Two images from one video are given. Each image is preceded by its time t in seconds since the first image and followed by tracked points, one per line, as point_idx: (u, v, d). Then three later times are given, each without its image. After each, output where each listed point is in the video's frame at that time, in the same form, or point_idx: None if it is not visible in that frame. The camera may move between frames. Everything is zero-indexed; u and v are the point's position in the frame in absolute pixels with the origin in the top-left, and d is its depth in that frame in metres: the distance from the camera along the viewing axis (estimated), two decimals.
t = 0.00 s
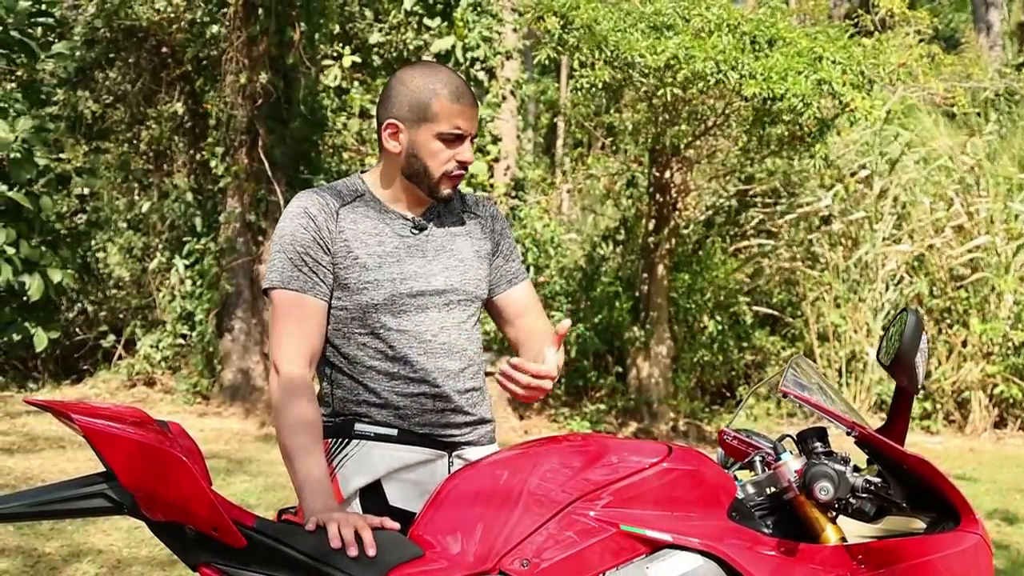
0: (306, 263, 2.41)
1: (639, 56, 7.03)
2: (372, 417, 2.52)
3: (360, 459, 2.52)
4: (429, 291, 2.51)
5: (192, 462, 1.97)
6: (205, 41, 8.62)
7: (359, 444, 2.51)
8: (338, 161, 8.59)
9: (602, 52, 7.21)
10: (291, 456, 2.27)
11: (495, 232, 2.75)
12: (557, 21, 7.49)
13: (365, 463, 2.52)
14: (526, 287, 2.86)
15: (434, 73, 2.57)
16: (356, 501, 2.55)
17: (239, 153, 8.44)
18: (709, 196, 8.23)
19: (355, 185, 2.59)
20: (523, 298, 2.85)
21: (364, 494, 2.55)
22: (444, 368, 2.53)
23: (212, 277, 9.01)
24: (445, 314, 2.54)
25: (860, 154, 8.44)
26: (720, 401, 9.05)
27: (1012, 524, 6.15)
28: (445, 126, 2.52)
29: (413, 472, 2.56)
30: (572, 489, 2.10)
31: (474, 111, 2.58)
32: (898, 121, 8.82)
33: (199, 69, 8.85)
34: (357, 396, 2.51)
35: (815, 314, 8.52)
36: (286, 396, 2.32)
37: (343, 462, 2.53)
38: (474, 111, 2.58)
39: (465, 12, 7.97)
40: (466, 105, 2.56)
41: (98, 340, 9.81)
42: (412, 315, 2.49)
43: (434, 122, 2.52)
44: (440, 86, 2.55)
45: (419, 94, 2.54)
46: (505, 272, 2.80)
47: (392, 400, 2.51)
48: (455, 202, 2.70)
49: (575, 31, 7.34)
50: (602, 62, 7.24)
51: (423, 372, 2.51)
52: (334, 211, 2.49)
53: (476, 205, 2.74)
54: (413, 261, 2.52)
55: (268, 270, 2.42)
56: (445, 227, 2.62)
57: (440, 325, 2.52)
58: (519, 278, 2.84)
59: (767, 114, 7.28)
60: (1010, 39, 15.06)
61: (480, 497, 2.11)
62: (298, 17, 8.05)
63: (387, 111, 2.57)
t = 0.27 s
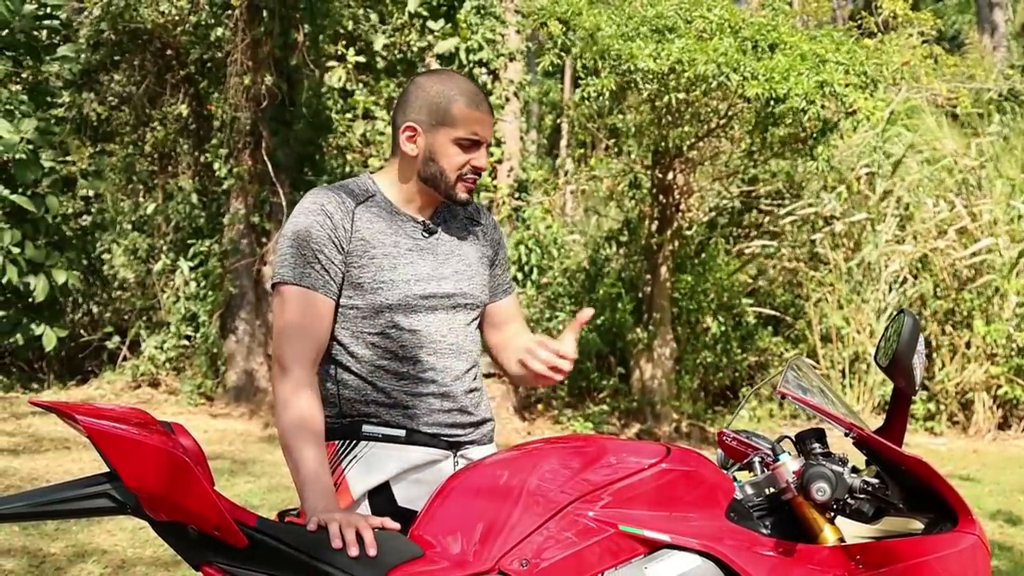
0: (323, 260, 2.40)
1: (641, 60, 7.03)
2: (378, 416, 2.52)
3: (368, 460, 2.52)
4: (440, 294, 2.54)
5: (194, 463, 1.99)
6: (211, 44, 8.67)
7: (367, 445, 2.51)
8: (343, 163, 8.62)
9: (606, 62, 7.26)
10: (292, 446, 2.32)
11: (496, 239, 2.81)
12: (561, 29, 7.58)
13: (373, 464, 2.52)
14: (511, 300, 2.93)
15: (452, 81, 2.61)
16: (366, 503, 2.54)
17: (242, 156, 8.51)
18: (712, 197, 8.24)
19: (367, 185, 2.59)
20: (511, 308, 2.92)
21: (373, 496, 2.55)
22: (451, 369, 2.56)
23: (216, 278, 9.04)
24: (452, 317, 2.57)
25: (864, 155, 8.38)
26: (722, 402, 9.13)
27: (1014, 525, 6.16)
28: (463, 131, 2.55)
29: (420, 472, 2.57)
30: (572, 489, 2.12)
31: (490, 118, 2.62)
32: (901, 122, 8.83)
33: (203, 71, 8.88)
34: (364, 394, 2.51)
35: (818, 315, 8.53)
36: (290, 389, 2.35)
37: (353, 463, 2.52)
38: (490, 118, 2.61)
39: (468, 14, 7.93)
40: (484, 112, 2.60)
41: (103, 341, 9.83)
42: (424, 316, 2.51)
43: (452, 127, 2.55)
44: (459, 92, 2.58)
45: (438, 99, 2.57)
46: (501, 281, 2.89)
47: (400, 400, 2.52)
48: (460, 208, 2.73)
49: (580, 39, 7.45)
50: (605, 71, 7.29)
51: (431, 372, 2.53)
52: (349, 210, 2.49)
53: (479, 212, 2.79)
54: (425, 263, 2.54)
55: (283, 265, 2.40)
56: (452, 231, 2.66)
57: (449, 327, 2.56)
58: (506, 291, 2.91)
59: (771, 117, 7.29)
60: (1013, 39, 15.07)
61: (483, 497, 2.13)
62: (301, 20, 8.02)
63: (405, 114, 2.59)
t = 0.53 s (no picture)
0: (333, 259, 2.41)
1: (638, 62, 7.06)
2: (377, 416, 2.54)
3: (366, 459, 2.53)
4: (445, 299, 2.56)
5: (192, 462, 2.00)
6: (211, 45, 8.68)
7: (365, 444, 2.53)
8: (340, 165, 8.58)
9: (602, 60, 7.26)
10: (293, 442, 2.30)
11: (501, 249, 2.83)
12: (557, 30, 7.56)
13: (370, 463, 2.53)
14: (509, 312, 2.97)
15: (467, 86, 2.61)
16: (362, 502, 2.55)
17: (241, 156, 8.53)
18: (711, 198, 8.26)
19: (379, 187, 2.60)
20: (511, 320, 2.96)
21: (370, 495, 2.56)
22: (451, 373, 2.57)
23: (216, 278, 9.04)
24: (454, 321, 2.59)
25: (863, 155, 8.36)
26: (722, 404, 8.98)
27: (1013, 525, 6.17)
28: (474, 136, 2.54)
29: (416, 472, 2.58)
30: (566, 489, 2.14)
31: (502, 124, 2.60)
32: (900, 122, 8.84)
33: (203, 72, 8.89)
34: (364, 392, 2.52)
35: (817, 316, 8.53)
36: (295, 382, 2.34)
37: (351, 460, 2.53)
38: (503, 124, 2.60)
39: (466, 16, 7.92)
40: (496, 118, 2.59)
41: (103, 341, 9.83)
42: (428, 320, 2.53)
43: (464, 131, 2.55)
44: (473, 97, 2.58)
45: (452, 103, 2.57)
46: (502, 291, 2.92)
47: (400, 401, 2.53)
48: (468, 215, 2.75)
49: (574, 41, 7.41)
50: (602, 72, 7.31)
51: (431, 376, 2.54)
52: (361, 211, 2.51)
53: (487, 220, 2.80)
54: (432, 267, 2.56)
55: (292, 260, 2.41)
56: (459, 238, 2.67)
57: (451, 332, 2.57)
58: (502, 303, 2.94)
59: (770, 113, 7.36)
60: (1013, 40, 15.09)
61: (478, 497, 2.15)
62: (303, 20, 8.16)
63: (418, 116, 2.59)
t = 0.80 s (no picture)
0: (320, 252, 2.44)
1: (631, 57, 7.05)
2: (365, 412, 2.55)
3: (354, 459, 2.53)
4: (433, 296, 2.58)
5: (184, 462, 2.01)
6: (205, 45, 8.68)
7: (353, 444, 2.53)
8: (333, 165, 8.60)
9: (592, 58, 7.25)
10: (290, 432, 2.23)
11: (498, 252, 2.84)
12: (549, 27, 7.56)
13: (359, 463, 2.53)
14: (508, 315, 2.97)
15: (463, 91, 2.62)
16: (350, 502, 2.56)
17: (235, 158, 8.56)
18: (704, 198, 8.28)
19: (373, 187, 2.64)
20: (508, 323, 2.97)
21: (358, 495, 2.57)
22: (439, 370, 2.57)
23: (209, 279, 9.04)
24: (444, 318, 2.60)
25: (854, 156, 8.40)
26: (714, 403, 9.05)
27: (1004, 525, 6.20)
28: (462, 140, 2.55)
29: (405, 471, 2.58)
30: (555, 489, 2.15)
31: (494, 130, 2.60)
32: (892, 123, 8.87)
33: (197, 72, 8.88)
34: (352, 386, 2.53)
35: (809, 316, 8.55)
36: (289, 368, 2.29)
37: (338, 461, 2.54)
38: (495, 130, 2.60)
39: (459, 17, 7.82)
40: (487, 123, 2.59)
41: (96, 342, 9.82)
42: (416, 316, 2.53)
43: (454, 134, 2.56)
44: (468, 103, 2.58)
45: (446, 107, 2.58)
46: (501, 294, 2.92)
47: (387, 397, 2.54)
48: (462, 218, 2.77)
49: (567, 39, 7.42)
50: (594, 68, 7.27)
51: (419, 371, 2.54)
52: (351, 207, 2.54)
53: (482, 223, 2.83)
54: (421, 264, 2.58)
55: (281, 252, 2.43)
56: (452, 237, 2.69)
57: (440, 328, 2.58)
58: (504, 302, 2.94)
59: (763, 112, 7.34)
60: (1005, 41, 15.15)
61: (468, 496, 2.16)
62: (297, 20, 8.20)
63: (414, 118, 2.62)
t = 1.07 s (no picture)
0: (310, 249, 2.46)
1: (625, 55, 7.05)
2: (358, 409, 2.54)
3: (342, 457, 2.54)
4: (423, 291, 2.58)
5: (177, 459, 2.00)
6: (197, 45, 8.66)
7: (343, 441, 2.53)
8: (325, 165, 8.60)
9: (586, 53, 7.24)
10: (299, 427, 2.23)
11: (491, 254, 2.86)
12: (543, 24, 7.55)
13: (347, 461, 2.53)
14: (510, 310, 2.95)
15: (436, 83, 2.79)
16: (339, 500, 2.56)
17: (228, 156, 8.53)
18: (696, 199, 8.30)
19: (365, 189, 2.68)
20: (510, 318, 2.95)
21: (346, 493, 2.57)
22: (430, 364, 2.57)
23: (201, 279, 9.02)
24: (435, 314, 2.60)
25: (846, 156, 8.43)
26: (707, 403, 9.03)
27: (995, 524, 6.23)
28: (422, 113, 2.68)
29: (394, 469, 2.56)
30: (548, 486, 2.15)
31: (459, 105, 2.70)
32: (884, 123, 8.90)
33: (189, 72, 8.86)
34: (343, 383, 2.52)
35: (801, 316, 8.57)
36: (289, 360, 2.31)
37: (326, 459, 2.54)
38: (459, 104, 2.70)
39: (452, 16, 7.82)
40: (449, 98, 2.71)
41: (88, 341, 9.79)
42: (406, 310, 2.54)
43: (417, 111, 2.70)
44: (433, 86, 2.74)
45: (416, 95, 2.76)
46: (499, 291, 2.93)
47: (378, 392, 2.53)
48: (454, 220, 2.79)
49: (560, 35, 7.42)
50: (588, 63, 7.29)
51: (409, 365, 2.54)
52: (343, 207, 2.57)
53: (476, 226, 2.85)
54: (411, 260, 2.59)
55: (273, 251, 2.46)
56: (444, 237, 2.71)
57: (430, 323, 2.58)
58: (504, 299, 2.94)
59: (756, 112, 7.35)
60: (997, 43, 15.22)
61: (461, 493, 2.16)
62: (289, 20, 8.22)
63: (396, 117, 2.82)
